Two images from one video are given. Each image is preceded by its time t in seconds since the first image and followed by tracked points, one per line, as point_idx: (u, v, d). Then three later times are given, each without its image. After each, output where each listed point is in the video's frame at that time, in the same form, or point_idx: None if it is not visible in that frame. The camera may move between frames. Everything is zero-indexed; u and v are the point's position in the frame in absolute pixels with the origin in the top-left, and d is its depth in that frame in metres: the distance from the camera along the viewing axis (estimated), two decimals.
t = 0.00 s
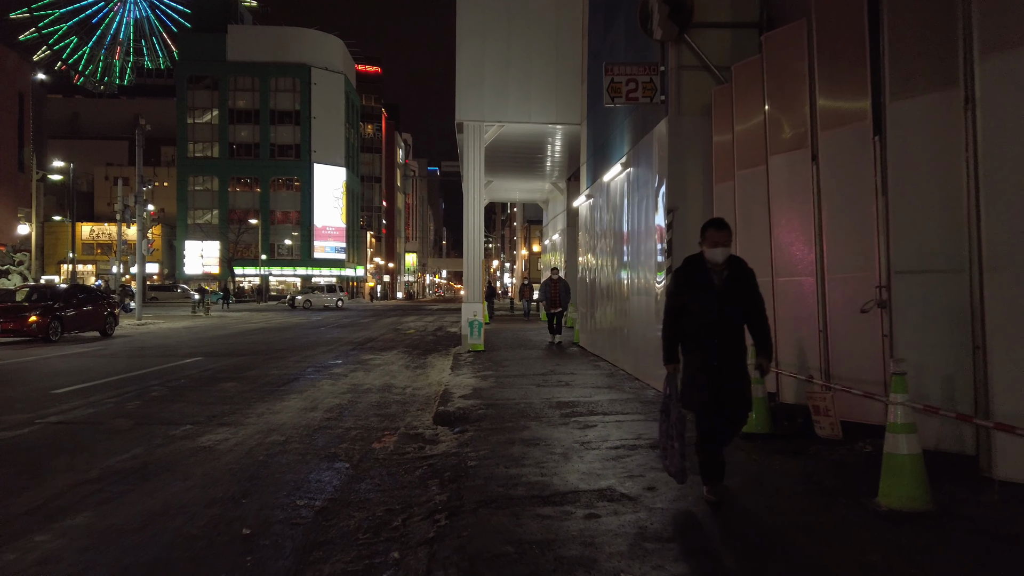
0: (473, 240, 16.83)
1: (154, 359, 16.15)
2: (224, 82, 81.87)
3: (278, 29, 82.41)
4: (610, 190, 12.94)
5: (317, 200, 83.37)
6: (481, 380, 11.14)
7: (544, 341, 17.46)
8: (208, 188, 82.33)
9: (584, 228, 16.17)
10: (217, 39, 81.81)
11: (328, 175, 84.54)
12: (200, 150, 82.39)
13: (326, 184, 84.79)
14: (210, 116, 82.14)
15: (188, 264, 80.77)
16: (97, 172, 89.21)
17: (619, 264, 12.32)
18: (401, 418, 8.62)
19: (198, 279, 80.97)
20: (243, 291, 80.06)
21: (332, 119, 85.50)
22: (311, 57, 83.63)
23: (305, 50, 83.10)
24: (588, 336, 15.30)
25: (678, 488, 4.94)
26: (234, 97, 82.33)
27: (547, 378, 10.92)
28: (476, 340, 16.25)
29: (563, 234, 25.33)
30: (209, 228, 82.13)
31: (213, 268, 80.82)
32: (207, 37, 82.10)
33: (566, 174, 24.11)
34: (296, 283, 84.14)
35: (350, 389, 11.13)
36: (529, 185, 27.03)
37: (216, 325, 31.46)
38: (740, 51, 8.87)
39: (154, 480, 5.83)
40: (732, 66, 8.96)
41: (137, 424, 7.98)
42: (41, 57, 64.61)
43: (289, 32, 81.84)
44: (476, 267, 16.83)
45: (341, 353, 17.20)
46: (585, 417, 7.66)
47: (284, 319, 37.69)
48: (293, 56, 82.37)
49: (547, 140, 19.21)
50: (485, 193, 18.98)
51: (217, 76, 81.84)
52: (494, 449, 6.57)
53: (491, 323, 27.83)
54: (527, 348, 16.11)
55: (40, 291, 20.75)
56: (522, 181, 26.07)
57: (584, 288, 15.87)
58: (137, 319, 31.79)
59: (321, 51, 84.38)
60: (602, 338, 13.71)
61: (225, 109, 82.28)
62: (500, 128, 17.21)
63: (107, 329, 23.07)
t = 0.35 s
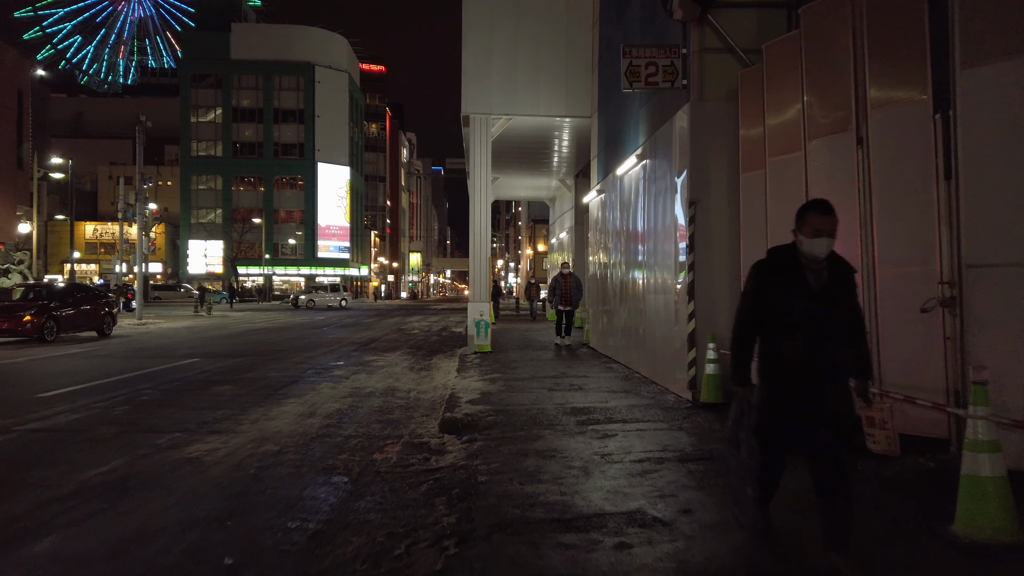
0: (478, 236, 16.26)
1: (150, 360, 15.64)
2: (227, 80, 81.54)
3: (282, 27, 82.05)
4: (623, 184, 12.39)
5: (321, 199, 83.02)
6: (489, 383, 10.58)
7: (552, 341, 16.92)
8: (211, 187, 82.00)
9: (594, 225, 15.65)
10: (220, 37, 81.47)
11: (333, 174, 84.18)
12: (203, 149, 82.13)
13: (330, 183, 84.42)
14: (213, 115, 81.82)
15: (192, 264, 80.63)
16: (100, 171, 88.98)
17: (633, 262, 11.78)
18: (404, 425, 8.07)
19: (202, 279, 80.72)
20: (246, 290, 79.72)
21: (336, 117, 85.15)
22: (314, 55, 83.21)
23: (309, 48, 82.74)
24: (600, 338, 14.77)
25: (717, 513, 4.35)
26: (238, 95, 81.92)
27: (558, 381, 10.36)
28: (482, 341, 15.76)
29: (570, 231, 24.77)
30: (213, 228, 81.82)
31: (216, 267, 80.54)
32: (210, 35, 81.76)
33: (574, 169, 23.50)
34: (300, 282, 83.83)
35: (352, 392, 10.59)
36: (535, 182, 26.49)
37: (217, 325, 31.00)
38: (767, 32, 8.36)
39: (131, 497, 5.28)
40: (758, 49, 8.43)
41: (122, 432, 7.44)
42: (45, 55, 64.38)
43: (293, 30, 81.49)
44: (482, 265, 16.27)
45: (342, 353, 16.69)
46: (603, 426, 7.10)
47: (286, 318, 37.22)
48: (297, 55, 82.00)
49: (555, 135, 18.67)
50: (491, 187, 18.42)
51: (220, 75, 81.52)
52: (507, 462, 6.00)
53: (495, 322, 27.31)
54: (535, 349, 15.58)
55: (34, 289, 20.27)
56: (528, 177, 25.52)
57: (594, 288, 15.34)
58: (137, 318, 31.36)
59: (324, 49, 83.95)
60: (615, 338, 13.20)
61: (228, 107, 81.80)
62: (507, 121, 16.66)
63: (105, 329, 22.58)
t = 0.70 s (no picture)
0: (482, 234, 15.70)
1: (142, 363, 15.10)
2: (231, 79, 81.23)
3: (285, 26, 81.74)
4: (634, 181, 11.82)
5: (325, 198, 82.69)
6: (493, 390, 10.01)
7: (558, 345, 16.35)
8: (214, 187, 81.67)
9: (603, 224, 15.09)
10: (224, 36, 81.17)
11: (336, 173, 83.79)
12: (206, 148, 81.85)
13: (333, 182, 84.07)
14: (216, 114, 81.49)
15: (195, 264, 80.89)
16: (103, 170, 88.72)
17: (644, 261, 11.20)
18: (403, 436, 7.51)
19: (205, 279, 80.64)
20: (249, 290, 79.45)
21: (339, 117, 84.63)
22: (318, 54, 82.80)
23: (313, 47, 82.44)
24: (608, 342, 14.19)
25: (756, 554, 3.78)
26: (241, 94, 81.62)
27: (567, 389, 9.77)
28: (486, 344, 15.22)
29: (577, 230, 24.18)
30: (216, 227, 81.49)
31: (219, 267, 80.43)
32: (213, 34, 81.44)
33: (581, 168, 22.90)
34: (303, 281, 83.62)
35: (349, 399, 10.05)
36: (540, 180, 25.92)
37: (215, 326, 30.50)
38: (793, 16, 7.83)
39: (94, 525, 4.72)
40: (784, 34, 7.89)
41: (97, 446, 6.88)
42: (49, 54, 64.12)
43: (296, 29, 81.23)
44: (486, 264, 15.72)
45: (342, 357, 16.17)
46: (617, 441, 6.52)
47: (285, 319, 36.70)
48: (300, 54, 81.68)
49: (560, 131, 18.12)
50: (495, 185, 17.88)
51: (223, 74, 81.22)
52: (514, 483, 5.43)
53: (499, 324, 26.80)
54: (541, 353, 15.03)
55: (27, 290, 19.77)
56: (534, 175, 24.96)
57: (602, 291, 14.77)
58: (133, 319, 30.87)
59: (328, 48, 83.68)
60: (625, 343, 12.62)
61: (231, 106, 81.53)
62: (512, 116, 16.09)
63: (100, 331, 22.05)
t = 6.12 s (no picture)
0: (452, 174, 7.05)
1: None
2: (196, 58, 72.59)
3: None
4: None
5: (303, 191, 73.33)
6: None
7: (615, 419, 7.79)
8: (178, 178, 72.41)
9: (734, 159, 6.52)
10: (188, 9, 72.50)
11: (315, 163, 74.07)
12: (168, 134, 72.58)
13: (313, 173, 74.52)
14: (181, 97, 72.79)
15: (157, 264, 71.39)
16: (58, 161, 79.99)
17: None
18: None
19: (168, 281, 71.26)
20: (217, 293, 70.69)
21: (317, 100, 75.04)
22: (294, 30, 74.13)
23: (288, 22, 73.75)
24: (771, 443, 5.62)
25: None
26: (208, 75, 72.58)
27: None
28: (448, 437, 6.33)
29: (615, 201, 15.57)
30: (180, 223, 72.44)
31: (184, 267, 71.00)
32: (177, 7, 72.79)
33: (619, 90, 14.38)
34: (278, 283, 74.85)
35: None
36: (555, 128, 17.30)
37: (97, 348, 21.73)
38: None
39: None
40: None
41: None
42: None
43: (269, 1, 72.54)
44: (461, 244, 7.03)
45: (154, 445, 7.57)
46: None
47: (216, 336, 27.84)
48: (274, 29, 72.96)
49: None
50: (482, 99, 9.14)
51: (188, 52, 72.58)
52: None
53: (492, 347, 18.17)
54: (586, 451, 6.45)
55: None
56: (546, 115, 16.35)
57: (743, 316, 6.19)
58: None
59: (306, 23, 74.94)
60: (894, 481, 4.03)
61: (198, 88, 72.49)
62: None
63: None
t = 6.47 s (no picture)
0: (440, 169, 6.50)
1: None
2: (188, 56, 71.72)
3: None
4: None
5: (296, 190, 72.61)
6: None
7: (615, 431, 7.25)
8: (171, 178, 71.36)
9: (749, 151, 5.97)
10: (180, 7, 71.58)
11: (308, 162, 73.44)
12: (160, 134, 71.60)
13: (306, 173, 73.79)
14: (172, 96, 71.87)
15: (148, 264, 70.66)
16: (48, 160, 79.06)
17: None
18: None
19: (160, 280, 70.63)
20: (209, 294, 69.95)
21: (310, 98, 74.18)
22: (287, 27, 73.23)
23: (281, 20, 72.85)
24: (793, 464, 5.06)
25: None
26: (201, 74, 71.64)
27: None
28: (434, 455, 5.76)
29: (614, 199, 15.03)
30: (171, 223, 71.54)
31: (176, 267, 70.43)
32: (168, 5, 71.87)
33: (617, 84, 13.84)
34: (271, 284, 74.10)
35: None
36: (550, 124, 16.75)
37: (79, 351, 21.07)
38: None
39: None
40: None
41: None
42: None
43: None
44: (450, 244, 6.48)
45: (118, 461, 7.02)
46: None
47: (204, 338, 27.23)
48: (267, 26, 72.06)
49: None
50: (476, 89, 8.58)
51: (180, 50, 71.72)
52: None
53: (486, 350, 17.59)
54: (585, 470, 5.90)
55: None
56: (541, 111, 15.81)
57: (760, 322, 5.63)
58: None
59: (299, 21, 74.05)
60: (944, 520, 3.48)
61: (190, 87, 71.58)
62: None
63: None
